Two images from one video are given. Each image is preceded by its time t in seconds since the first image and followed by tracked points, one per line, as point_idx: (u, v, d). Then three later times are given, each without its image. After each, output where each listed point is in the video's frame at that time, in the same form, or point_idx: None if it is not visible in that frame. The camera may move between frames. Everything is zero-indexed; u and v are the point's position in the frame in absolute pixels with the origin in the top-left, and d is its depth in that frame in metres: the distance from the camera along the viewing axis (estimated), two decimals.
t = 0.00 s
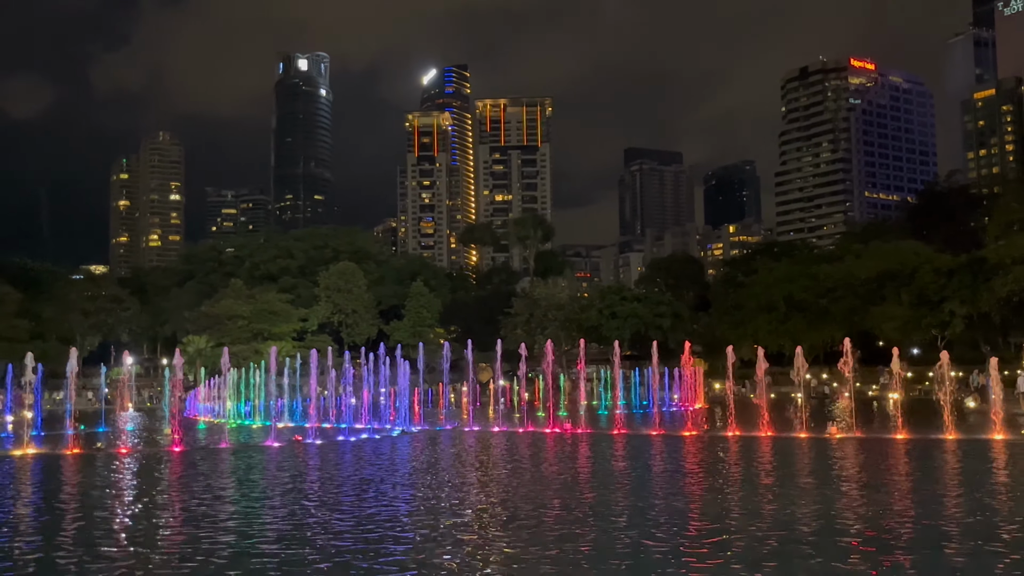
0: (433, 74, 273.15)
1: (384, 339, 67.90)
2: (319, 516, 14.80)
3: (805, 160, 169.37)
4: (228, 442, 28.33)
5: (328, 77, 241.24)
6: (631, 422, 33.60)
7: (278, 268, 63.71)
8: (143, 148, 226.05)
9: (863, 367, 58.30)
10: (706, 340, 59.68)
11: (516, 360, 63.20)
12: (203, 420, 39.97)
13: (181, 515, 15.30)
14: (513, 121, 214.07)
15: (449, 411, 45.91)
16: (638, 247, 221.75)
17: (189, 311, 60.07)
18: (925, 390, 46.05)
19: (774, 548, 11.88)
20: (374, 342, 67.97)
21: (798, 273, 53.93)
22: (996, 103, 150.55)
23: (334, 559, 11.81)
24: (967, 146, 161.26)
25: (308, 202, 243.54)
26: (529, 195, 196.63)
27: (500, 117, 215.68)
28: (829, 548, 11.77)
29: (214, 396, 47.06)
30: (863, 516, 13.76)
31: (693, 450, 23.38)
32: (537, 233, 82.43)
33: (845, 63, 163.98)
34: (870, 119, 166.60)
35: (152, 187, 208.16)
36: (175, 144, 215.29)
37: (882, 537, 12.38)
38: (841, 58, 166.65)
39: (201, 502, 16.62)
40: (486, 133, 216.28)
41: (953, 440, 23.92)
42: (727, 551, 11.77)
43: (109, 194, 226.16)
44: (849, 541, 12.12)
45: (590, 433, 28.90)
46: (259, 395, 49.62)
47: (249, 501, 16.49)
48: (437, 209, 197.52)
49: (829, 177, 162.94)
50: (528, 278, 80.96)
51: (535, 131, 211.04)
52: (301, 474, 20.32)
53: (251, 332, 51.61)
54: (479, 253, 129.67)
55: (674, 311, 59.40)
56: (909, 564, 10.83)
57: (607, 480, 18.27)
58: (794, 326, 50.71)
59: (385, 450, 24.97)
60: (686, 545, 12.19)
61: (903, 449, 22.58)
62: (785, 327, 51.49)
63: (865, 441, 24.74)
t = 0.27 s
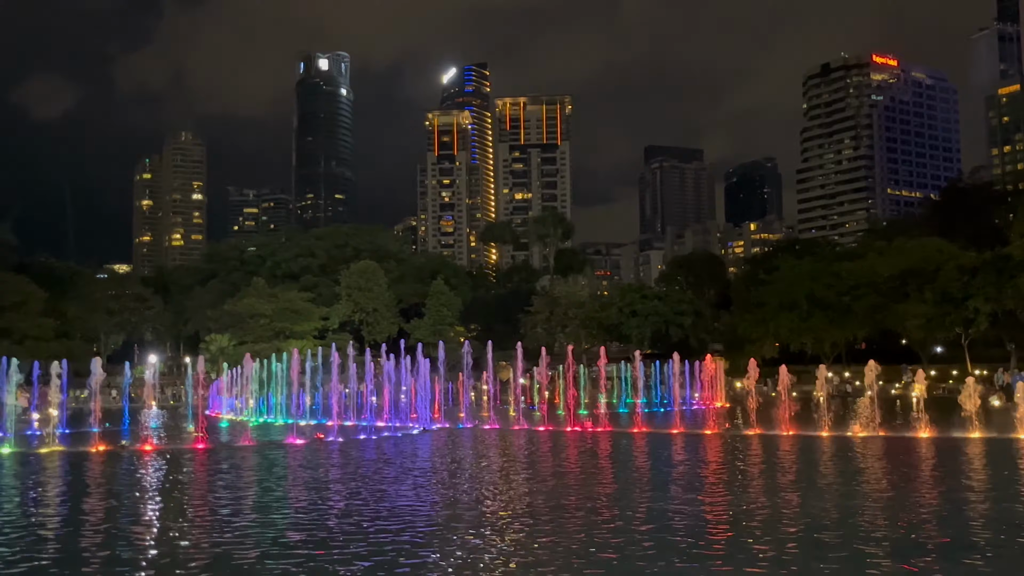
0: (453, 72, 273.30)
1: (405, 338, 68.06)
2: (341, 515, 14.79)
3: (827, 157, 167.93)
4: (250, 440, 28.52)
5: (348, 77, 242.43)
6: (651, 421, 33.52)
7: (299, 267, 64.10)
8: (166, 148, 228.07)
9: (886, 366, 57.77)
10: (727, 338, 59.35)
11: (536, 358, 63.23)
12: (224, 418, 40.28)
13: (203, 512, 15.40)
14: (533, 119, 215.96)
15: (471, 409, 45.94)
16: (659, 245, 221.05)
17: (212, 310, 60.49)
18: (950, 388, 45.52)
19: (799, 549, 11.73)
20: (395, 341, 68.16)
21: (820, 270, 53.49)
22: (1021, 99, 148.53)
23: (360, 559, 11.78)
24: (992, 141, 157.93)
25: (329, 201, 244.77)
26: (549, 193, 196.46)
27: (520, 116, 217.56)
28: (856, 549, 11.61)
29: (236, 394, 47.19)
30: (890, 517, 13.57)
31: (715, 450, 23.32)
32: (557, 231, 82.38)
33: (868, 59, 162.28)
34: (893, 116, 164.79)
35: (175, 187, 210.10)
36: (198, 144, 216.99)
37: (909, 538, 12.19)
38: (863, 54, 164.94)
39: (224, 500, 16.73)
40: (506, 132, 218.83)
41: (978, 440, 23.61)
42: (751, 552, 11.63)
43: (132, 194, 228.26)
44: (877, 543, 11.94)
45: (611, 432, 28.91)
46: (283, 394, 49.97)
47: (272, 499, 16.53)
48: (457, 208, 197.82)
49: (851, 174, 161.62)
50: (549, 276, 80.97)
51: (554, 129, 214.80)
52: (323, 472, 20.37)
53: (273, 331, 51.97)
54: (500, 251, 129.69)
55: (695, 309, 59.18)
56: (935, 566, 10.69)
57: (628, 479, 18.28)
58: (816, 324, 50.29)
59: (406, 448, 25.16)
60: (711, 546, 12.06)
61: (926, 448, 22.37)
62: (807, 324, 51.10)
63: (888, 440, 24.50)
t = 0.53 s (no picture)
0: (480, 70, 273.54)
1: (433, 335, 68.40)
2: (366, 512, 14.84)
3: (858, 152, 165.90)
4: (281, 436, 28.85)
5: (377, 76, 245.78)
6: (678, 418, 33.49)
7: (329, 264, 64.65)
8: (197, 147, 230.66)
9: (918, 363, 57.15)
10: (756, 336, 59.01)
11: (564, 355, 63.27)
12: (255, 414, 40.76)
13: (235, 507, 15.60)
14: (561, 116, 214.71)
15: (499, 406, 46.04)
16: (687, 242, 219.92)
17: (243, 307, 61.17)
18: (984, 386, 44.91)
19: (828, 549, 11.58)
20: (423, 338, 68.51)
21: (851, 267, 52.97)
22: None
23: (387, 555, 11.82)
24: None
25: (358, 199, 246.14)
26: (577, 190, 196.03)
27: (548, 113, 217.00)
28: (885, 549, 11.44)
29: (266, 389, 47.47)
30: (920, 517, 13.37)
31: (742, 447, 23.28)
32: (585, 229, 82.32)
33: (900, 53, 159.86)
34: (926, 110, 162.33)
35: (206, 185, 212.41)
36: (228, 143, 219.16)
37: (940, 539, 12.01)
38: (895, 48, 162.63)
39: (256, 495, 16.94)
40: (534, 129, 218.32)
41: (1011, 439, 23.35)
42: (779, 552, 11.50)
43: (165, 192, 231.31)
44: (907, 544, 11.75)
45: (639, 429, 28.93)
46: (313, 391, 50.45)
47: (303, 495, 16.72)
48: (485, 205, 198.05)
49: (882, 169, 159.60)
50: (576, 273, 80.95)
51: (581, 126, 212.55)
52: (353, 468, 20.56)
53: (303, 328, 52.53)
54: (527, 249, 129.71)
55: (725, 306, 58.89)
56: (968, 566, 10.56)
57: (655, 475, 18.29)
58: (847, 321, 49.80)
59: (435, 444, 25.40)
60: (737, 545, 11.95)
61: (957, 447, 22.20)
62: (837, 321, 50.62)
63: (919, 438, 24.30)
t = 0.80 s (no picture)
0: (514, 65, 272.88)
1: (467, 330, 68.39)
2: (401, 508, 14.52)
3: (898, 145, 162.72)
4: (316, 430, 28.90)
5: (411, 72, 248.29)
6: (715, 414, 33.09)
7: (364, 259, 64.92)
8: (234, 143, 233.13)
9: (961, 358, 55.93)
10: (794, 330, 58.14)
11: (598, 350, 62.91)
12: (291, 408, 41.01)
13: (269, 500, 15.57)
14: (595, 110, 212.86)
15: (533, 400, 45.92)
16: (723, 236, 217.80)
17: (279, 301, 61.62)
18: None
19: (877, 549, 11.11)
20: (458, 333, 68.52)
21: (891, 260, 51.91)
22: None
23: (426, 552, 11.52)
24: None
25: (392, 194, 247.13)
26: (611, 184, 194.92)
27: (582, 106, 215.47)
28: (941, 551, 10.85)
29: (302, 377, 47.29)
30: (975, 517, 12.73)
31: (781, 443, 22.87)
32: (619, 223, 81.74)
33: (940, 43, 156.15)
34: (967, 102, 158.47)
35: (243, 181, 214.63)
36: (264, 139, 221.12)
37: (988, 537, 11.53)
38: (936, 39, 159.03)
39: (291, 487, 16.89)
40: (568, 123, 216.62)
41: None
42: (828, 553, 10.96)
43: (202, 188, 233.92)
44: (965, 545, 11.14)
45: (675, 425, 28.61)
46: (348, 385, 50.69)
47: (337, 489, 16.63)
48: (519, 199, 197.79)
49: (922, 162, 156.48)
50: (611, 267, 80.45)
51: (617, 119, 211.26)
52: (388, 462, 20.47)
53: (339, 322, 52.80)
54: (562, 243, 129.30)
55: (762, 301, 58.12)
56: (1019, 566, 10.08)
57: (691, 471, 18.01)
58: (887, 315, 48.80)
59: (470, 439, 25.31)
60: (785, 545, 11.42)
61: (1004, 444, 21.55)
62: (877, 316, 49.65)
63: (964, 435, 23.65)
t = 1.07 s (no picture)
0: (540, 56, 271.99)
1: (493, 322, 68.36)
2: (417, 503, 14.22)
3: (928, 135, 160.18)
4: (343, 423, 29.00)
5: (436, 64, 247.96)
6: (744, 406, 32.85)
7: (390, 252, 65.12)
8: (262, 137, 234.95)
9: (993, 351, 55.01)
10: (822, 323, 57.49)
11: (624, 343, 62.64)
12: (317, 400, 41.22)
13: (292, 492, 15.51)
14: (621, 101, 212.39)
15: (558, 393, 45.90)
16: (751, 228, 216.05)
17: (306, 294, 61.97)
18: None
19: (903, 546, 10.77)
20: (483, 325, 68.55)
21: (921, 252, 51.07)
22: None
23: (445, 546, 11.36)
24: None
25: (418, 187, 247.80)
26: (637, 176, 193.98)
27: (608, 98, 214.38)
28: (973, 553, 10.37)
29: (330, 368, 47.09)
30: (1008, 515, 12.27)
31: (809, 435, 22.63)
32: (646, 215, 81.27)
33: (971, 32, 153.11)
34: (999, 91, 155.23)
35: (270, 175, 216.25)
36: (291, 133, 222.44)
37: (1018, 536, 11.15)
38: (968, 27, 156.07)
39: (314, 480, 16.84)
40: (594, 115, 214.73)
41: None
42: (854, 554, 10.53)
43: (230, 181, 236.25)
44: (998, 546, 10.65)
45: (703, 417, 28.40)
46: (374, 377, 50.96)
47: (360, 482, 16.55)
48: (544, 192, 197.49)
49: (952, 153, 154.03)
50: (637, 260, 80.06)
51: (643, 110, 209.17)
52: (413, 455, 20.40)
53: (365, 315, 53.02)
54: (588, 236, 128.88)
55: (790, 293, 57.54)
56: None
57: (719, 465, 17.84)
58: (916, 308, 48.03)
59: (496, 431, 25.30)
60: (810, 545, 11.00)
61: None
62: (906, 308, 48.89)
63: (997, 428, 23.21)
